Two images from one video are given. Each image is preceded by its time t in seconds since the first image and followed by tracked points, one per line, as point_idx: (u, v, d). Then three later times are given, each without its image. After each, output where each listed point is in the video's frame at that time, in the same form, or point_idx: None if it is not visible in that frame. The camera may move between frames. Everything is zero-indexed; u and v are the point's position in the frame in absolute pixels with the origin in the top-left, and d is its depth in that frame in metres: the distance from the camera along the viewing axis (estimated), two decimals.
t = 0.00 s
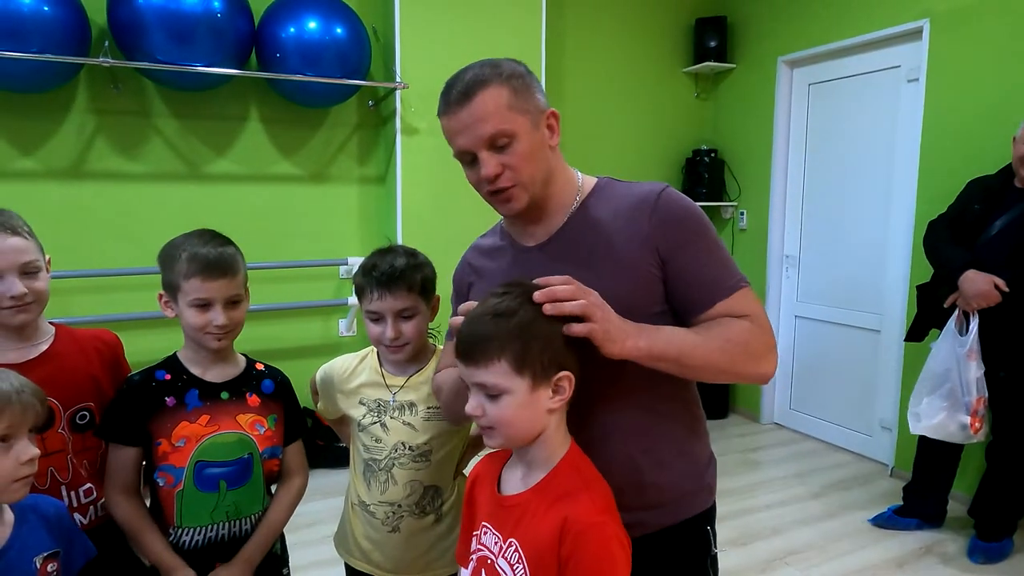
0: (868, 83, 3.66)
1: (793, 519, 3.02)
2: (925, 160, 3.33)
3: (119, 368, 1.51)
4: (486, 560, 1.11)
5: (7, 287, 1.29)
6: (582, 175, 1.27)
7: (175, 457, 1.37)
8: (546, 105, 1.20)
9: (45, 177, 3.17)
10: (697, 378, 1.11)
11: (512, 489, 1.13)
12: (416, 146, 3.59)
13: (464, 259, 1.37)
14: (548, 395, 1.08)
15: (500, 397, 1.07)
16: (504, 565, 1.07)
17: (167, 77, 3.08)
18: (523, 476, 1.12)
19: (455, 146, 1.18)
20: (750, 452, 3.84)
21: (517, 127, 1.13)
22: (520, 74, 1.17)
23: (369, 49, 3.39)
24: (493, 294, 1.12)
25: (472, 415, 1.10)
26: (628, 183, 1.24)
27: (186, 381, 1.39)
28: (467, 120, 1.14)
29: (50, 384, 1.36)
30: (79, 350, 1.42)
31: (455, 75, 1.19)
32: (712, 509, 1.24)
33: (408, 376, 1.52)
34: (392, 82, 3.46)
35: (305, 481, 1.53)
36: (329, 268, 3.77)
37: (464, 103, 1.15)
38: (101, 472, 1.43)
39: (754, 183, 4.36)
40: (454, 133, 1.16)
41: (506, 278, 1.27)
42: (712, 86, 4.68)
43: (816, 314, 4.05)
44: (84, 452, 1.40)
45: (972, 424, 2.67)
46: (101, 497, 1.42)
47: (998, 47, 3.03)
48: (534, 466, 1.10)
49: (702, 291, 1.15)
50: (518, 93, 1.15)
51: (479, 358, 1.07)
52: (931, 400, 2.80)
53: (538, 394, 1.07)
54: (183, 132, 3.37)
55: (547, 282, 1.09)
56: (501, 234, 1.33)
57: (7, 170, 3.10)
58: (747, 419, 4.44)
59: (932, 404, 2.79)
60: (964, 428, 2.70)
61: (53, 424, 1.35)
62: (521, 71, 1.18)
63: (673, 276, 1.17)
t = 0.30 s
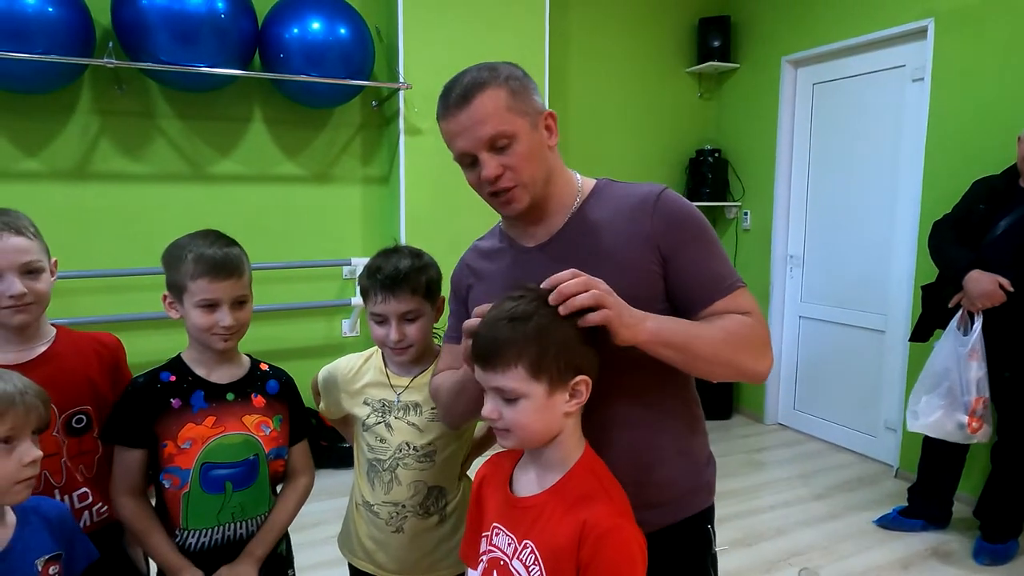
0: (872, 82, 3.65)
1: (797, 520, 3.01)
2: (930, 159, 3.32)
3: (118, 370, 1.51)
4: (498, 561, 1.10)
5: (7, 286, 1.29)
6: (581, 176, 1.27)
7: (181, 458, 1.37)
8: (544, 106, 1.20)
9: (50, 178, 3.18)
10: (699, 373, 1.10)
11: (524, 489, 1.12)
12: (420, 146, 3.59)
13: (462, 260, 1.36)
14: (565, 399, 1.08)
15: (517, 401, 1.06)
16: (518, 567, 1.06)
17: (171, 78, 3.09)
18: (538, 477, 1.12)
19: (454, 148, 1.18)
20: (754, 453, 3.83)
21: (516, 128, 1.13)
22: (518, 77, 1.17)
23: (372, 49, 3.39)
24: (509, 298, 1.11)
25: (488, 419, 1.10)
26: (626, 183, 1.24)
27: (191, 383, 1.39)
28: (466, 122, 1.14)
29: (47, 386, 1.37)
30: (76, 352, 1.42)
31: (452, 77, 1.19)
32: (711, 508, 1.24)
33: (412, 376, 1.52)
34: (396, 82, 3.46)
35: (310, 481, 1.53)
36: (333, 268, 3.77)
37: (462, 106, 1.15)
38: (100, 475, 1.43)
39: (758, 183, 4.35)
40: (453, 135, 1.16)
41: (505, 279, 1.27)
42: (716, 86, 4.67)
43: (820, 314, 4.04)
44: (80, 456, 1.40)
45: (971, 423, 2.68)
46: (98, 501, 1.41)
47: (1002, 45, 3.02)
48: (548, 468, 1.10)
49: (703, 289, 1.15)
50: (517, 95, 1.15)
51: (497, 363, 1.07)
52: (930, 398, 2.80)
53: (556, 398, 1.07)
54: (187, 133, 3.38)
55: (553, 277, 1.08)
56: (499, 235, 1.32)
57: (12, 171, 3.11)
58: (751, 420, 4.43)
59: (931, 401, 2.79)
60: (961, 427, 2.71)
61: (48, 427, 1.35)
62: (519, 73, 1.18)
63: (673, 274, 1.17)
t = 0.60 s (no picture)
0: (876, 82, 3.63)
1: (800, 522, 3.00)
2: (935, 158, 3.30)
3: (120, 371, 1.51)
4: (499, 566, 1.10)
5: (15, 287, 1.29)
6: (576, 177, 1.27)
7: (183, 460, 1.37)
8: (536, 107, 1.20)
9: (53, 178, 3.18)
10: (701, 369, 1.09)
11: (525, 496, 1.11)
12: (422, 147, 3.58)
13: (460, 265, 1.35)
14: (545, 407, 1.06)
15: (498, 395, 1.07)
16: (518, 572, 1.06)
17: (173, 78, 3.09)
18: (538, 482, 1.11)
19: (447, 154, 1.18)
20: (758, 454, 3.81)
21: (507, 130, 1.14)
22: (508, 79, 1.17)
23: (374, 49, 3.39)
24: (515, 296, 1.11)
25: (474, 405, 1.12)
26: (621, 183, 1.23)
27: (193, 384, 1.39)
28: (457, 127, 1.15)
29: (49, 387, 1.36)
30: (80, 353, 1.42)
31: (443, 83, 1.19)
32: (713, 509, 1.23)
33: (413, 379, 1.51)
34: (398, 82, 3.46)
35: (311, 482, 1.52)
36: (335, 269, 3.77)
37: (453, 111, 1.15)
38: (103, 476, 1.43)
39: (761, 183, 4.34)
40: (445, 141, 1.17)
41: (502, 283, 1.26)
42: (719, 86, 4.66)
43: (824, 314, 4.03)
44: (83, 456, 1.39)
45: (970, 423, 2.66)
46: (101, 502, 1.41)
47: (1007, 44, 3.00)
48: (547, 472, 1.10)
49: (700, 286, 1.14)
50: (507, 97, 1.15)
51: (483, 353, 1.09)
52: (930, 397, 2.78)
53: (535, 403, 1.06)
54: (190, 133, 3.38)
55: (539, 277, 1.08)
56: (496, 238, 1.31)
57: (15, 172, 3.11)
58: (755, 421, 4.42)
59: (930, 400, 2.77)
60: (961, 426, 2.69)
61: (51, 428, 1.35)
62: (508, 75, 1.18)
63: (671, 272, 1.17)
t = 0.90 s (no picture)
0: (882, 84, 3.62)
1: (806, 526, 2.98)
2: (941, 161, 3.29)
3: (131, 374, 1.50)
4: (496, 567, 1.11)
5: (31, 291, 1.29)
6: (579, 180, 1.27)
7: (189, 460, 1.36)
8: (538, 110, 1.20)
9: (59, 182, 3.19)
10: (710, 381, 1.09)
11: (522, 498, 1.11)
12: (426, 150, 3.59)
13: (464, 268, 1.35)
14: (516, 411, 1.06)
15: (484, 375, 1.10)
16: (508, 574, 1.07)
17: (179, 82, 3.10)
18: (531, 484, 1.11)
19: (448, 157, 1.18)
20: (763, 458, 3.80)
21: (508, 134, 1.13)
22: (509, 82, 1.17)
23: (379, 52, 3.39)
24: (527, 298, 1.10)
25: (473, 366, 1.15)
26: (625, 187, 1.23)
27: (198, 385, 1.39)
28: (458, 131, 1.14)
29: (59, 390, 1.36)
30: (91, 356, 1.42)
31: (444, 86, 1.19)
32: (716, 514, 1.23)
33: (415, 384, 1.50)
34: (402, 86, 3.46)
35: (315, 484, 1.52)
36: (339, 272, 3.77)
37: (455, 114, 1.15)
38: (112, 479, 1.42)
39: (767, 186, 4.32)
40: (447, 144, 1.16)
41: (505, 287, 1.26)
42: (723, 88, 4.64)
43: (829, 317, 4.01)
44: (92, 460, 1.39)
45: (977, 427, 2.64)
46: (108, 506, 1.41)
47: (1013, 46, 2.99)
48: (540, 471, 1.10)
49: (704, 291, 1.14)
50: (509, 101, 1.15)
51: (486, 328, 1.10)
52: (937, 402, 2.77)
53: (508, 402, 1.07)
54: (195, 137, 3.39)
55: (561, 289, 1.04)
56: (500, 242, 1.31)
57: (22, 175, 3.13)
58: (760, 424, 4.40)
59: (937, 405, 2.75)
60: (967, 431, 2.67)
61: (61, 431, 1.35)
62: (510, 78, 1.18)
63: (674, 276, 1.16)
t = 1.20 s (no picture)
0: (887, 86, 3.61)
1: (812, 531, 2.96)
2: (947, 163, 3.27)
3: (137, 375, 1.50)
4: (493, 567, 1.10)
5: (36, 295, 1.28)
6: (590, 180, 1.26)
7: (195, 461, 1.32)
8: (552, 109, 1.20)
9: (64, 185, 3.20)
10: (720, 391, 1.09)
11: (519, 500, 1.10)
12: (430, 153, 3.58)
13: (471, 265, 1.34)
14: (516, 414, 1.06)
15: (489, 374, 1.10)
16: None
17: (183, 85, 3.10)
18: (529, 486, 1.10)
19: (459, 151, 1.18)
20: (768, 462, 3.78)
21: (520, 131, 1.13)
22: (524, 77, 1.17)
23: (383, 55, 3.39)
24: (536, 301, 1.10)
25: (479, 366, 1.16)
26: (635, 189, 1.22)
27: (203, 386, 1.35)
28: (470, 125, 1.14)
29: (65, 390, 1.36)
30: (99, 357, 1.41)
31: (461, 77, 1.19)
32: (717, 523, 1.21)
33: (416, 386, 1.49)
34: (406, 89, 3.46)
35: (321, 486, 1.47)
36: (343, 275, 3.77)
37: (467, 109, 1.14)
38: (116, 480, 1.41)
39: (772, 189, 4.31)
40: (458, 138, 1.16)
41: (512, 286, 1.25)
42: (728, 91, 4.63)
43: (835, 321, 3.99)
44: (98, 461, 1.38)
45: (987, 432, 2.61)
46: (113, 508, 1.39)
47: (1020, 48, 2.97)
48: (533, 475, 1.09)
49: (713, 298, 1.13)
50: (523, 97, 1.14)
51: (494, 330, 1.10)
52: (946, 405, 2.73)
53: (509, 404, 1.07)
54: (200, 140, 3.39)
55: (574, 296, 1.03)
56: (507, 240, 1.30)
57: (28, 178, 3.13)
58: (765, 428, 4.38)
59: (947, 409, 2.71)
60: (978, 435, 2.64)
61: (66, 431, 1.35)
62: (525, 74, 1.18)
63: (683, 282, 1.15)
